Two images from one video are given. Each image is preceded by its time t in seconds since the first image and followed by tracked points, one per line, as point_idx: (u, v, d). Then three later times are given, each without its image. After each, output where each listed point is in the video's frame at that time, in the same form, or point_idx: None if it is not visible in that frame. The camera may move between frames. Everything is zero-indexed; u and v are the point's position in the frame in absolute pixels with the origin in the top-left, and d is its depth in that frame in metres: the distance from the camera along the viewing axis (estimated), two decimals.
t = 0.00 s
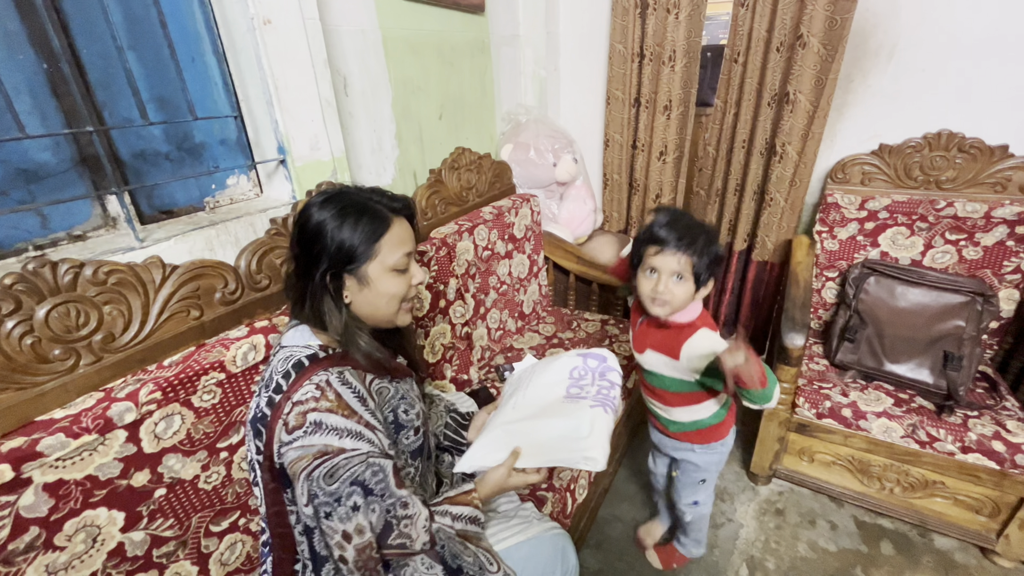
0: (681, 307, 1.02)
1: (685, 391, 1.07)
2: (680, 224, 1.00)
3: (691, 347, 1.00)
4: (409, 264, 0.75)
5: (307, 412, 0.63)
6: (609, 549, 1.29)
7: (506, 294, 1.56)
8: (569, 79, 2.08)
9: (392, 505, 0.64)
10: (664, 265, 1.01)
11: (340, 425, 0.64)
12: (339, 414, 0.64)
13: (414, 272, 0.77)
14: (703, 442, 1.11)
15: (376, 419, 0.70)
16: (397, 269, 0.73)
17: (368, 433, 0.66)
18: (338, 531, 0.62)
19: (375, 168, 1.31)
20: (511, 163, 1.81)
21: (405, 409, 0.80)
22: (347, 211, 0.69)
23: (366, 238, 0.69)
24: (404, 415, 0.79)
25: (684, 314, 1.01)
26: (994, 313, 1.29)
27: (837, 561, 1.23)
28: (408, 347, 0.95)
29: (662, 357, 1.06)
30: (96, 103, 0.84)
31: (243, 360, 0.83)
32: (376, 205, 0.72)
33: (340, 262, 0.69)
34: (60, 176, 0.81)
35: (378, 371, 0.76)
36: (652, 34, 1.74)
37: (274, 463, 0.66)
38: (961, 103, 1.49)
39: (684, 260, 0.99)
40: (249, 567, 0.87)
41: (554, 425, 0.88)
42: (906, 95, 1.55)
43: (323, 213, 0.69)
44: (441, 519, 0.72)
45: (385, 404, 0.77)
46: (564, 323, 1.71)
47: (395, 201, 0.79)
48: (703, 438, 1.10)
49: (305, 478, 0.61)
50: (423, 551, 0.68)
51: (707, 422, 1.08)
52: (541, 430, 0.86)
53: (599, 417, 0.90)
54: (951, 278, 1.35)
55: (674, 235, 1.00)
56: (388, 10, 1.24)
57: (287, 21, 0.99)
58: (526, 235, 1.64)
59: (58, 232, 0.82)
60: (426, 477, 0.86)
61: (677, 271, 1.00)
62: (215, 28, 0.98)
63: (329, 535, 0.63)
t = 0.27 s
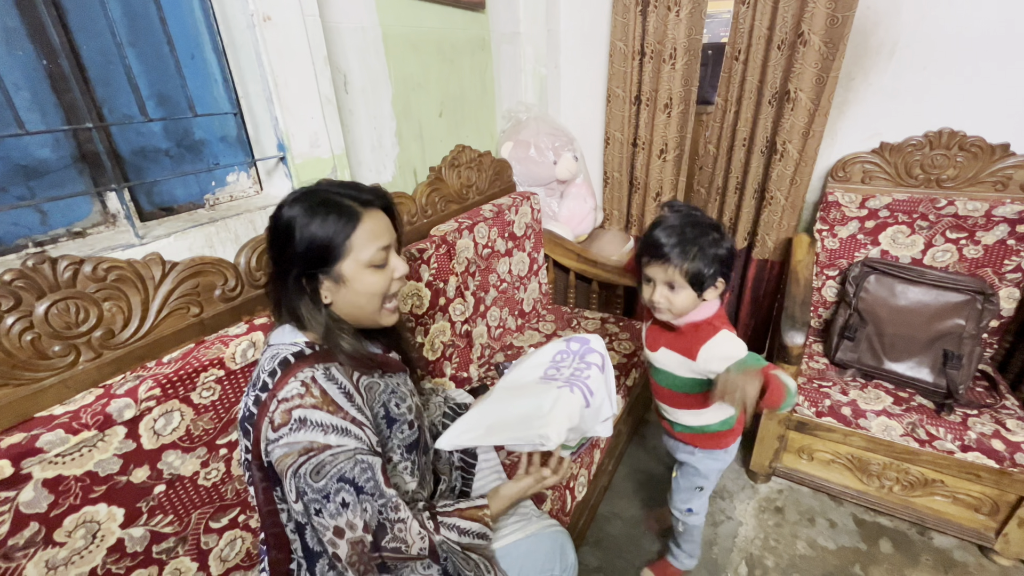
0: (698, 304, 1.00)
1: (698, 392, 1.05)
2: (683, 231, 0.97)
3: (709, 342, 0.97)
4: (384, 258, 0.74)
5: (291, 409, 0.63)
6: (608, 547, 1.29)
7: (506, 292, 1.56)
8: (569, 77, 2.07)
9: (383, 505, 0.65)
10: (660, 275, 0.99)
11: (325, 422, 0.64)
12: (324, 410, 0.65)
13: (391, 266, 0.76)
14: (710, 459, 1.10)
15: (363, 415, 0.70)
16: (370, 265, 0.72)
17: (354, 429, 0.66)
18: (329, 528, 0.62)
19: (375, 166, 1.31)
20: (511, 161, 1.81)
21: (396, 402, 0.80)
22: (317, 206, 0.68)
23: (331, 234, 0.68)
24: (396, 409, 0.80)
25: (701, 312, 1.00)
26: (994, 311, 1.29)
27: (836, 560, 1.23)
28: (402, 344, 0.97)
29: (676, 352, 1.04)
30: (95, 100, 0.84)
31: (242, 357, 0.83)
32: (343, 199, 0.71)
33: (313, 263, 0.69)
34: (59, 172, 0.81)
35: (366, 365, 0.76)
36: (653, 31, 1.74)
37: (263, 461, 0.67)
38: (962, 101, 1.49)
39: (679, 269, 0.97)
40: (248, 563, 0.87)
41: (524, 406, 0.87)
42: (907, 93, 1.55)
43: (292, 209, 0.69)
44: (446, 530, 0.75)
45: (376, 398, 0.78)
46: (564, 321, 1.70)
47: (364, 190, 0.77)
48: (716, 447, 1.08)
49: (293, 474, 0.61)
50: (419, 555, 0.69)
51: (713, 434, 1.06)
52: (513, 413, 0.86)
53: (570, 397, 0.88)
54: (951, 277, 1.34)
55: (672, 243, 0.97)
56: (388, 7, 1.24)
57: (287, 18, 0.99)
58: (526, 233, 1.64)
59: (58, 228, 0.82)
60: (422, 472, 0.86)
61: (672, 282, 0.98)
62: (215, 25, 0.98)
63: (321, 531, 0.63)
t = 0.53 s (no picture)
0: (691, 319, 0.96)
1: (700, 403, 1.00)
2: (676, 246, 0.93)
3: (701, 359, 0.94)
4: (341, 244, 0.74)
5: (285, 393, 0.64)
6: (609, 545, 1.30)
7: (507, 291, 1.56)
8: (571, 75, 2.07)
9: (394, 486, 0.62)
10: (647, 286, 0.98)
11: (319, 404, 0.64)
12: (318, 393, 0.65)
13: (352, 251, 0.75)
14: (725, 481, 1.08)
15: (359, 400, 0.70)
16: (327, 252, 0.72)
17: (349, 410, 0.66)
18: (334, 513, 0.61)
19: (377, 164, 1.31)
20: (513, 160, 1.80)
21: (392, 393, 0.81)
22: (280, 198, 0.72)
23: (282, 220, 0.71)
24: (391, 399, 0.80)
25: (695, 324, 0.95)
26: (996, 311, 1.28)
27: (837, 559, 1.23)
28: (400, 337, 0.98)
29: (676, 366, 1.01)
30: (98, 98, 0.84)
31: (244, 355, 0.84)
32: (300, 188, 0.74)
33: (269, 252, 0.73)
34: (62, 170, 0.81)
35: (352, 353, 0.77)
36: (655, 30, 1.73)
37: (260, 450, 0.68)
38: (966, 100, 1.48)
39: (665, 285, 0.94)
40: (251, 561, 0.88)
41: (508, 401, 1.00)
42: (910, 92, 1.54)
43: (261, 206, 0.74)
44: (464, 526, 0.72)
45: (370, 388, 0.78)
46: (565, 320, 1.70)
47: (324, 179, 0.78)
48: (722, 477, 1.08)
49: (290, 458, 0.61)
50: (432, 540, 0.65)
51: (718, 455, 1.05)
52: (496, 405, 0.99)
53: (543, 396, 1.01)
54: (953, 277, 1.34)
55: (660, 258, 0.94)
56: (389, 5, 1.24)
57: (289, 16, 0.98)
58: (528, 232, 1.64)
59: (61, 226, 0.82)
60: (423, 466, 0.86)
61: (656, 296, 0.97)
62: (217, 22, 0.98)
63: (327, 517, 0.62)
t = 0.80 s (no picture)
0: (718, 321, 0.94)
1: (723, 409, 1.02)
2: (693, 251, 0.88)
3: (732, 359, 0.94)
4: (324, 242, 0.74)
5: (267, 394, 0.64)
6: (609, 545, 1.29)
7: (508, 290, 1.56)
8: (573, 75, 2.07)
9: (376, 487, 0.61)
10: (667, 293, 0.94)
11: (300, 405, 0.64)
12: (300, 393, 0.65)
13: (335, 250, 0.75)
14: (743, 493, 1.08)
15: (344, 399, 0.70)
16: (309, 251, 0.73)
17: (332, 410, 0.65)
18: (320, 513, 0.61)
19: (378, 164, 1.31)
20: (514, 159, 1.80)
21: (381, 392, 0.80)
22: (269, 198, 0.74)
23: (267, 218, 0.73)
24: (381, 399, 0.79)
25: (723, 324, 0.94)
26: (998, 311, 1.28)
27: (838, 559, 1.23)
28: (395, 336, 0.99)
29: (700, 369, 1.00)
30: (98, 97, 0.84)
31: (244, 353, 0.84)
32: (286, 188, 0.75)
33: (254, 252, 0.74)
34: (62, 169, 0.81)
35: (339, 352, 0.77)
36: (657, 29, 1.73)
37: (245, 449, 0.69)
38: (968, 100, 1.48)
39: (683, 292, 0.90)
40: (250, 560, 0.88)
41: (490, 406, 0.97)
42: (913, 92, 1.54)
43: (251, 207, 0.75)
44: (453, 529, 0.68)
45: (359, 388, 0.77)
46: (566, 320, 1.70)
47: (309, 179, 0.79)
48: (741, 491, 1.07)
49: (275, 458, 0.61)
50: (417, 546, 0.63)
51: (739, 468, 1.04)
52: (478, 409, 0.96)
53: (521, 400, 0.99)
54: (955, 277, 1.33)
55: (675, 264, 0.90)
56: (390, 4, 1.23)
57: (290, 15, 0.98)
58: (529, 231, 1.64)
59: (61, 225, 0.82)
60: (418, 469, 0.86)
61: (676, 302, 0.92)
62: (218, 22, 0.98)
63: (315, 516, 0.62)
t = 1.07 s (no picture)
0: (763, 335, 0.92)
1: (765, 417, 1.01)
2: (755, 254, 0.86)
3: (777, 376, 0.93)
4: (322, 243, 0.75)
5: (260, 396, 0.65)
6: (611, 546, 1.29)
7: (511, 290, 1.56)
8: (576, 75, 2.06)
9: (354, 500, 0.58)
10: (720, 294, 0.91)
11: (288, 408, 0.64)
12: (289, 396, 0.65)
13: (333, 251, 0.75)
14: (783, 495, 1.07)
15: (335, 403, 0.69)
16: (307, 252, 0.74)
17: (320, 414, 0.64)
18: (304, 519, 0.60)
19: (381, 163, 1.31)
20: (517, 159, 1.80)
21: (376, 396, 0.79)
22: (271, 198, 0.74)
23: (267, 218, 0.73)
24: (375, 402, 0.79)
25: (768, 339, 0.92)
26: (1003, 312, 1.27)
27: (841, 561, 1.23)
28: (395, 337, 0.99)
29: (743, 384, 1.00)
30: (102, 96, 0.84)
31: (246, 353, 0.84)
32: (287, 189, 0.76)
33: (254, 252, 0.75)
34: (67, 168, 0.81)
35: (334, 355, 0.76)
36: (660, 29, 1.73)
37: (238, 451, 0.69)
38: (973, 100, 1.47)
39: (742, 294, 0.87)
40: (253, 559, 0.88)
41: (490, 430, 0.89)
42: (917, 92, 1.53)
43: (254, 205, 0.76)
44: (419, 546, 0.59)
45: (352, 392, 0.76)
46: (569, 320, 1.70)
47: (309, 179, 0.79)
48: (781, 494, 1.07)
49: (262, 461, 0.61)
50: (389, 566, 0.57)
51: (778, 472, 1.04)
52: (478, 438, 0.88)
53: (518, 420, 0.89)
54: (959, 277, 1.33)
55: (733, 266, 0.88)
56: (394, 4, 1.23)
57: (293, 15, 0.98)
58: (531, 231, 1.64)
59: (65, 224, 0.82)
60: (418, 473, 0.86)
61: (731, 303, 0.89)
62: (221, 21, 0.98)
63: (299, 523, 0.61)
